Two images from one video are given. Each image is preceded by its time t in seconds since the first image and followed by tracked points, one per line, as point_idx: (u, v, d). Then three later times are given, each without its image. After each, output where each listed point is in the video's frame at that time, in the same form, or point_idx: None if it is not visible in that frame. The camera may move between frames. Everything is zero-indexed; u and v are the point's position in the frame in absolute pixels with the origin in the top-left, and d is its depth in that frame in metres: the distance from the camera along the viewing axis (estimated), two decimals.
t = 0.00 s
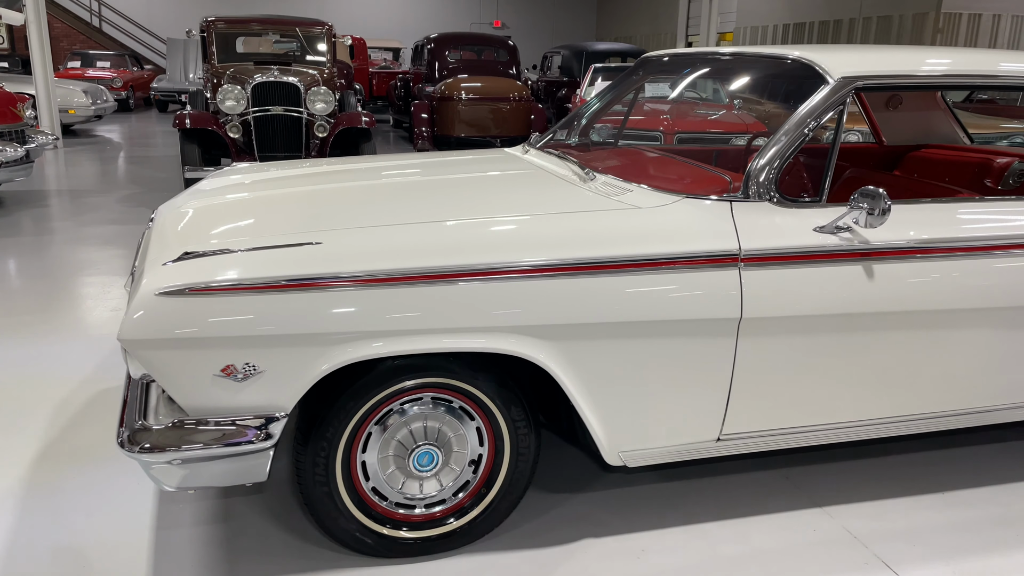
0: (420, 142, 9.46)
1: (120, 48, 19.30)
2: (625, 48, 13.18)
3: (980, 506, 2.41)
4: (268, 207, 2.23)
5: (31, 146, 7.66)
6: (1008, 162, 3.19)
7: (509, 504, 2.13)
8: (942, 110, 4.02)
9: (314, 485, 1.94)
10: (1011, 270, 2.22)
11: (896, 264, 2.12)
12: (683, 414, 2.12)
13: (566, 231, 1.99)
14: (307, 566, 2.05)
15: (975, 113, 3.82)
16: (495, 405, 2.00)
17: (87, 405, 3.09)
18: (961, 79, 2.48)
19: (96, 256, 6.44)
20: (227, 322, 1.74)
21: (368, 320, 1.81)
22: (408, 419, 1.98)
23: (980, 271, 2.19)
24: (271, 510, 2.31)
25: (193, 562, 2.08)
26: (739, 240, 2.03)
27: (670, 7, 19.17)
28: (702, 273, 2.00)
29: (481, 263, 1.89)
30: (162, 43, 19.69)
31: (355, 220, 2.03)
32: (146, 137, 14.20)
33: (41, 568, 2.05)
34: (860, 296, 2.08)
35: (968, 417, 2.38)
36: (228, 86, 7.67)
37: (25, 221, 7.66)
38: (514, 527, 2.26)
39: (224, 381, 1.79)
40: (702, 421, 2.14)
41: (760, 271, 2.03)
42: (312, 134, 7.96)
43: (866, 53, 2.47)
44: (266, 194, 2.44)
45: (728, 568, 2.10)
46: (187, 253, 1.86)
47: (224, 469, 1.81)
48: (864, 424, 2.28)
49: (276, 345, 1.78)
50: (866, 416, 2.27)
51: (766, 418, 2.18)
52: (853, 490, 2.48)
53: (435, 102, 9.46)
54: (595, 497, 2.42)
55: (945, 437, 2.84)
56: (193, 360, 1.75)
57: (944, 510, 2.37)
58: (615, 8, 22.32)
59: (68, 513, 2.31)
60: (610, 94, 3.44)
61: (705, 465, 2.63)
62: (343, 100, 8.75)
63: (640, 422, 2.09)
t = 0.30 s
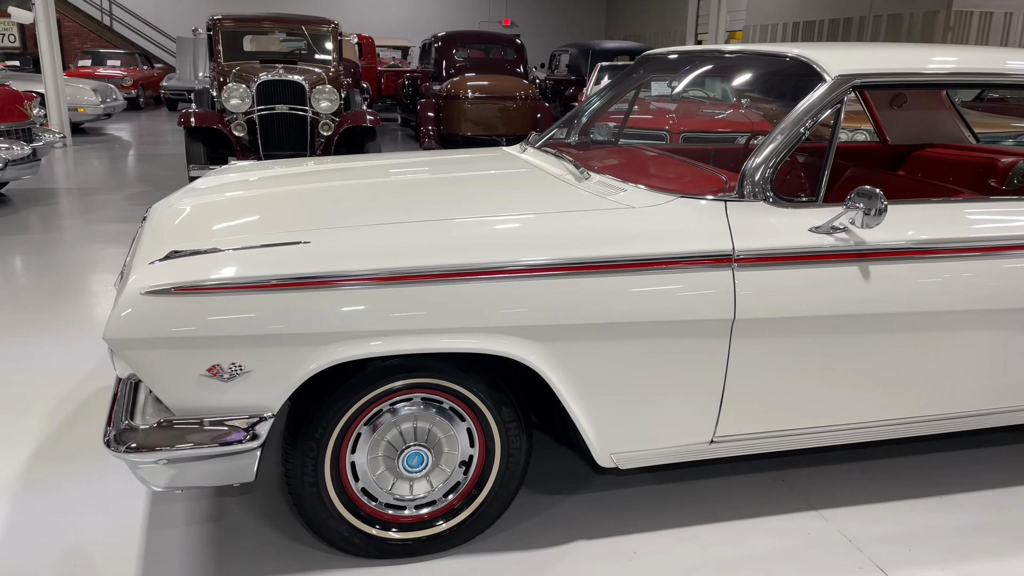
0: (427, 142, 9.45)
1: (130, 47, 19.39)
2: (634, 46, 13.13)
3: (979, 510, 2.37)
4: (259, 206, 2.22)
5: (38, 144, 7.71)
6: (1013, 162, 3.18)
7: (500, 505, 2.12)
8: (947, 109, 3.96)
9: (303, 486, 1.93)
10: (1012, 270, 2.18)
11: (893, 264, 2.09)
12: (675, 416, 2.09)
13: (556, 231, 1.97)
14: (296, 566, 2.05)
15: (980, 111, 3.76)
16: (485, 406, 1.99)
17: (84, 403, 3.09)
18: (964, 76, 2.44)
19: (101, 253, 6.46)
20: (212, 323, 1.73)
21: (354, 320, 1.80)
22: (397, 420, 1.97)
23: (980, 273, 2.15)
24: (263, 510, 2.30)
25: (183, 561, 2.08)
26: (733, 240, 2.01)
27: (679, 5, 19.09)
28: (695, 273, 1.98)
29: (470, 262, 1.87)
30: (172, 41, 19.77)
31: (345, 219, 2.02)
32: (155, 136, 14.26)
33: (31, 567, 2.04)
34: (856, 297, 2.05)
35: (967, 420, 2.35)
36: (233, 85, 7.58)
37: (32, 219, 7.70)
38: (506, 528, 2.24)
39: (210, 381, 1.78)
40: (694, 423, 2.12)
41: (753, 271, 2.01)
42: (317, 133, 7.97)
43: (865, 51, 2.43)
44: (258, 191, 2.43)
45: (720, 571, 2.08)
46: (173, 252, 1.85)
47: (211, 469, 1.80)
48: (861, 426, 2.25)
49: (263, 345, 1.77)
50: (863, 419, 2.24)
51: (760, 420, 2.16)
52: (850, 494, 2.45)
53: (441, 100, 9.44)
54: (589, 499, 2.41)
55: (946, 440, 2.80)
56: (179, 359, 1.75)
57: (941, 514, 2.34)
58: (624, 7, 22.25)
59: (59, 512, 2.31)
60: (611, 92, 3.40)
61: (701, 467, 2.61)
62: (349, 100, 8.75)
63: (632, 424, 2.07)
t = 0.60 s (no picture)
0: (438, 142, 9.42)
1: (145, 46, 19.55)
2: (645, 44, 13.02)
3: (980, 515, 2.33)
4: (253, 205, 2.21)
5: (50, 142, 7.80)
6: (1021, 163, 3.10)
7: (492, 507, 2.10)
8: (954, 108, 3.84)
9: (293, 486, 1.92)
10: (1014, 272, 2.14)
11: (892, 266, 2.05)
12: (668, 418, 2.07)
13: (546, 231, 1.96)
14: (286, 566, 2.05)
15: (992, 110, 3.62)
16: (476, 407, 1.98)
17: (85, 400, 3.11)
18: (968, 75, 2.39)
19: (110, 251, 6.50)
20: (200, 322, 1.73)
21: (342, 321, 1.79)
22: (388, 421, 1.96)
23: (981, 275, 2.12)
24: (256, 508, 2.30)
25: (174, 560, 2.08)
26: (727, 241, 1.98)
27: (692, 4, 18.99)
28: (688, 275, 1.96)
29: (460, 262, 1.86)
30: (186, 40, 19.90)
31: (335, 218, 2.01)
32: (168, 134, 14.36)
33: (24, 564, 2.05)
34: (853, 299, 2.02)
35: (968, 424, 2.31)
36: (242, 85, 7.65)
37: (44, 216, 7.77)
38: (498, 530, 2.23)
39: (198, 381, 1.78)
40: (688, 425, 2.09)
41: (748, 273, 1.98)
42: (325, 132, 7.99)
43: (867, 49, 2.39)
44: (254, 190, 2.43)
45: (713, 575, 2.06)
46: (162, 252, 1.85)
47: (199, 468, 1.79)
48: (858, 430, 2.22)
49: (251, 345, 1.77)
50: (860, 422, 2.21)
51: (755, 423, 2.13)
52: (849, 498, 2.42)
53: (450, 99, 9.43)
54: (584, 500, 2.39)
55: (949, 444, 2.76)
56: (167, 358, 1.75)
57: (941, 520, 2.31)
58: (637, 5, 22.16)
59: (55, 509, 2.32)
60: (614, 91, 3.38)
61: (698, 469, 2.58)
62: (359, 100, 8.64)
63: (624, 426, 2.06)
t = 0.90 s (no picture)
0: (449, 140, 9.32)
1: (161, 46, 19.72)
2: (657, 42, 12.89)
3: (982, 522, 2.29)
4: (248, 206, 2.21)
5: (63, 141, 7.89)
6: None
7: (485, 509, 2.09)
8: (965, 108, 3.77)
9: (284, 486, 1.92)
10: (1017, 275, 2.10)
11: (891, 269, 2.02)
12: (663, 421, 2.05)
13: (538, 232, 1.94)
14: (278, 565, 2.04)
15: (1006, 110, 3.53)
16: (468, 408, 1.96)
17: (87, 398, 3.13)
18: (972, 75, 2.35)
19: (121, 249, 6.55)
20: (188, 322, 1.74)
21: (331, 321, 1.79)
22: (379, 421, 1.95)
23: (983, 278, 2.08)
24: (251, 507, 2.30)
25: (167, 558, 2.08)
26: (722, 243, 1.96)
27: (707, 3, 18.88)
28: (681, 276, 1.94)
29: (450, 263, 1.85)
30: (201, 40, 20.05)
31: (328, 219, 2.01)
32: (183, 133, 14.47)
33: (18, 560, 2.06)
34: (851, 302, 1.99)
35: (969, 429, 2.27)
36: (252, 83, 7.63)
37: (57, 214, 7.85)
38: (492, 531, 2.21)
39: (187, 381, 1.78)
40: (683, 428, 2.07)
41: (743, 275, 1.96)
42: (335, 132, 8.02)
43: (868, 49, 2.36)
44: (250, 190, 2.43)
45: None
46: (152, 251, 1.86)
47: (188, 468, 1.79)
48: (857, 435, 2.19)
49: (240, 345, 1.77)
50: (859, 427, 2.18)
51: (751, 426, 2.10)
52: (850, 503, 2.38)
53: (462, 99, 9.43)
54: (580, 502, 2.36)
55: (952, 450, 2.72)
56: (156, 358, 1.75)
57: (943, 526, 2.27)
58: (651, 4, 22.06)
59: (51, 506, 2.33)
60: (617, 92, 3.35)
61: (697, 472, 2.55)
62: (369, 98, 8.64)
63: (618, 428, 2.04)
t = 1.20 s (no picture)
0: (460, 138, 9.25)
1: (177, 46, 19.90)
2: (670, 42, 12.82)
3: (984, 529, 2.24)
4: (241, 205, 2.22)
5: (76, 140, 7.98)
6: None
7: (476, 512, 2.06)
8: (974, 108, 3.71)
9: (273, 485, 1.92)
10: (1019, 278, 2.06)
11: (887, 271, 1.99)
12: (654, 424, 2.03)
13: (526, 233, 1.93)
14: (269, 565, 2.03)
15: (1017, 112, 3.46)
16: (459, 410, 1.95)
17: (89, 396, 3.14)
18: (975, 76, 2.31)
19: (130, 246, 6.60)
20: (173, 322, 1.75)
21: (318, 321, 1.79)
22: (370, 422, 1.94)
23: (983, 282, 2.04)
24: (244, 507, 2.30)
25: (159, 557, 2.09)
26: (714, 244, 1.94)
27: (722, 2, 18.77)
28: (672, 278, 1.92)
29: (438, 264, 1.84)
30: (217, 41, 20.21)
31: (318, 219, 2.01)
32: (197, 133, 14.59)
33: (10, 556, 2.08)
34: (846, 305, 1.96)
35: (970, 435, 2.22)
36: (262, 83, 7.67)
37: (69, 212, 7.93)
38: (484, 533, 2.17)
39: (174, 381, 1.79)
40: (675, 431, 2.05)
41: (735, 277, 1.94)
42: (344, 131, 8.04)
43: (868, 49, 2.33)
44: (247, 190, 2.44)
45: None
46: (140, 251, 1.87)
47: (176, 468, 1.80)
48: (853, 439, 2.15)
49: (226, 345, 1.78)
50: (856, 431, 2.14)
51: (745, 430, 2.08)
52: (849, 508, 2.33)
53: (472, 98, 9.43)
54: (574, 505, 2.33)
55: (956, 455, 2.67)
56: (143, 357, 1.76)
57: (944, 533, 2.22)
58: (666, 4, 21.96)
59: (47, 503, 2.35)
60: (620, 91, 3.32)
61: (694, 475, 2.51)
62: (379, 97, 8.67)
63: (609, 430, 2.02)
